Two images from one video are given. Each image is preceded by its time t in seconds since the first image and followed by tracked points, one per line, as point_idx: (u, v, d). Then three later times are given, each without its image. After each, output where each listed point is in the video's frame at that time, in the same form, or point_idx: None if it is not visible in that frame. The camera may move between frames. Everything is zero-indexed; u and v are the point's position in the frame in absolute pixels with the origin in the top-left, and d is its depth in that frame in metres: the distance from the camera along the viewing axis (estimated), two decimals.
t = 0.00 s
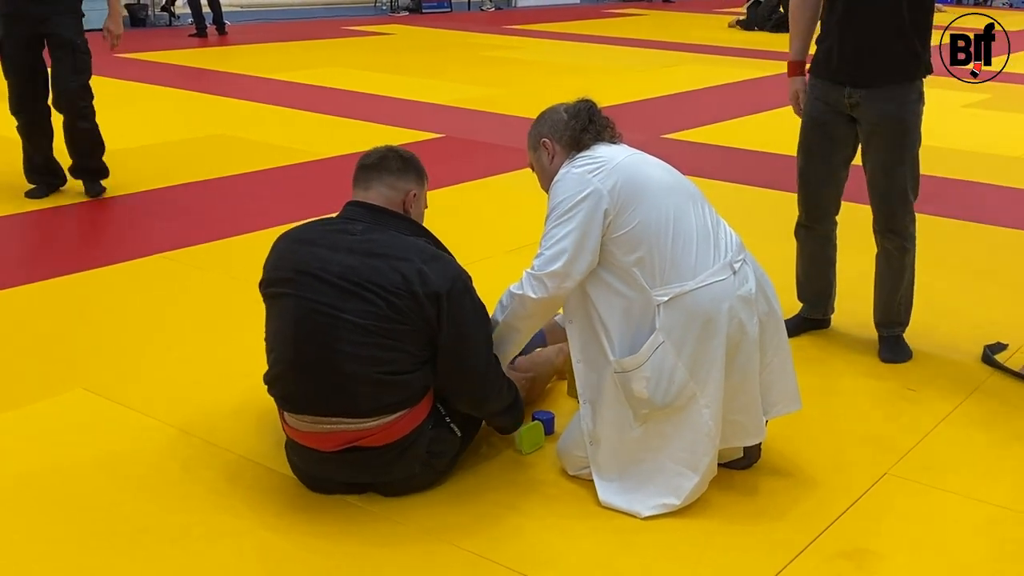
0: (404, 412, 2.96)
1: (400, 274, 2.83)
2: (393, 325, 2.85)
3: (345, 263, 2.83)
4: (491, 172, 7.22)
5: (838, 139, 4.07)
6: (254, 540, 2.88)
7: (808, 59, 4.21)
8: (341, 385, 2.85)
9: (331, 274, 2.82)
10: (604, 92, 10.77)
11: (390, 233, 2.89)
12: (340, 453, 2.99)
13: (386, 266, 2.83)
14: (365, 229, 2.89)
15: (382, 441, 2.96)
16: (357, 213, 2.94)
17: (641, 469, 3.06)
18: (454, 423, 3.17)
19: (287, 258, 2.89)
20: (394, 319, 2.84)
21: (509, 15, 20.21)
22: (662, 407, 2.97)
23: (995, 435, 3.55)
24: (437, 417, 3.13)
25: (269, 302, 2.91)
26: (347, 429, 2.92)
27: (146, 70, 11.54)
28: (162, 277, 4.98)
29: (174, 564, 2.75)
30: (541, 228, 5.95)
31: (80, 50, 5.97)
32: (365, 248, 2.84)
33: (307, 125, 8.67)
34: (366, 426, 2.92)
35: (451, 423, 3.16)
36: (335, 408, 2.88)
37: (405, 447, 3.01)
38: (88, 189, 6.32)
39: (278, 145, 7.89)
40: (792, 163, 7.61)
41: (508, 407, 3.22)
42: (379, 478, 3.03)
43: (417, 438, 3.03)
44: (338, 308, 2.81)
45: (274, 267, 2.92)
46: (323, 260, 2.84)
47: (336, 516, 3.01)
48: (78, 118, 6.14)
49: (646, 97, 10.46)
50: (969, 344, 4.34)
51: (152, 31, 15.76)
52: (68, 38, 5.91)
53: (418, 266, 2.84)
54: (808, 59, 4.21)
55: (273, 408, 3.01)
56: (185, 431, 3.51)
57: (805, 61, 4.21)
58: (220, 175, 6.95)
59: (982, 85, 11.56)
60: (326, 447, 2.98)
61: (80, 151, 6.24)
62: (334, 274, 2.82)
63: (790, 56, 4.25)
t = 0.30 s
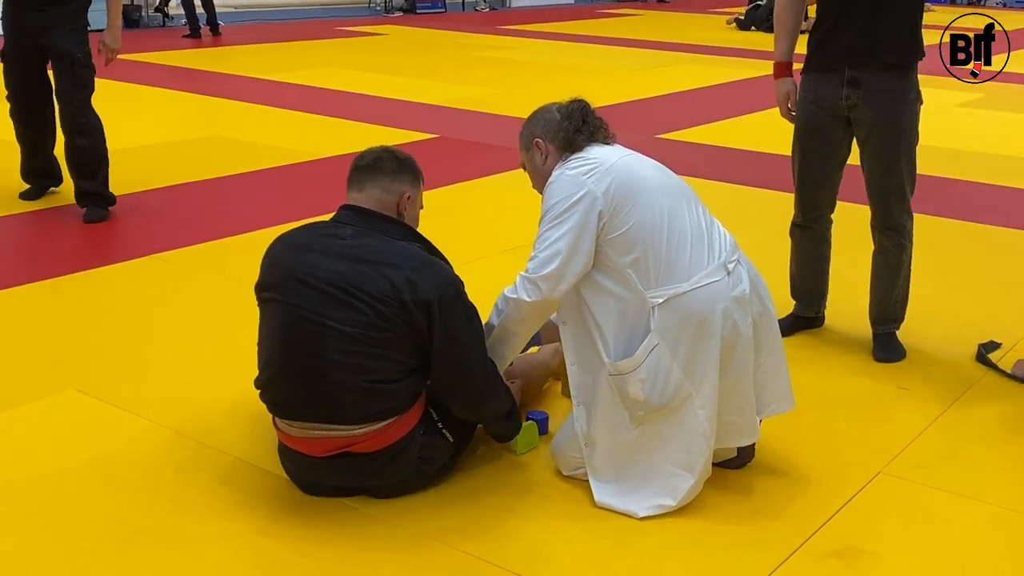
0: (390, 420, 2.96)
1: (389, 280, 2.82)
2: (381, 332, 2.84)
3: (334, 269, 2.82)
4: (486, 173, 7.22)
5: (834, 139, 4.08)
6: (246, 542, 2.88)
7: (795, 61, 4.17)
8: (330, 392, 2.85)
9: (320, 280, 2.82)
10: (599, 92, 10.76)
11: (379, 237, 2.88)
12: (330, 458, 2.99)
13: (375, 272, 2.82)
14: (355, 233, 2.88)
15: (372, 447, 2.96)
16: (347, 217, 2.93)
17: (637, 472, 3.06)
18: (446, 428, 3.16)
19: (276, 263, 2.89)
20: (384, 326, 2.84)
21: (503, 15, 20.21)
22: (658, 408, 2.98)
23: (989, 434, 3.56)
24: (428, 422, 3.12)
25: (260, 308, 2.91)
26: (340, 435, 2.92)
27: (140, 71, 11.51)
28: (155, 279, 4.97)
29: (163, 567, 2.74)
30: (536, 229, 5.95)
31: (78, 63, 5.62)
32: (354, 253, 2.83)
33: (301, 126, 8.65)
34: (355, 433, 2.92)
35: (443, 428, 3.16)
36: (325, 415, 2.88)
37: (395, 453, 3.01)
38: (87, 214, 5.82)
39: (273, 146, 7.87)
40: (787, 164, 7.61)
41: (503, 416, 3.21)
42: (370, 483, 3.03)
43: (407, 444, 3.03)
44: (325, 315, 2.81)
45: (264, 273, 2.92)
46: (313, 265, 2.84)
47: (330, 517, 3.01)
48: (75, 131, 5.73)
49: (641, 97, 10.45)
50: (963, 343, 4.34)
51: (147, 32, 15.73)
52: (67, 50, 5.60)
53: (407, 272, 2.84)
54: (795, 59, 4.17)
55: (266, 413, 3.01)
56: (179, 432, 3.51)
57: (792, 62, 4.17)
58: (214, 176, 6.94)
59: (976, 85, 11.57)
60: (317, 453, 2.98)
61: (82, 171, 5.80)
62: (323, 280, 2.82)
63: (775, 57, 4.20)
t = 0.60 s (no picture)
0: (388, 424, 2.97)
1: (381, 284, 2.82)
2: (374, 337, 2.84)
3: (325, 275, 2.82)
4: (481, 173, 7.22)
5: (829, 141, 4.09)
6: (243, 545, 2.88)
7: (787, 57, 4.19)
8: (324, 398, 2.85)
9: (312, 287, 2.82)
10: (595, 92, 10.77)
11: (370, 241, 2.88)
12: (326, 463, 3.00)
13: (366, 277, 2.82)
14: (345, 238, 2.88)
15: (367, 453, 2.97)
16: (336, 221, 2.93)
17: (636, 475, 3.07)
18: (442, 432, 3.17)
19: (268, 270, 2.89)
20: (376, 331, 2.84)
21: (499, 15, 20.22)
22: (656, 410, 2.99)
23: (983, 434, 3.56)
24: (423, 427, 3.12)
25: (253, 315, 2.92)
26: (335, 441, 2.93)
27: (136, 72, 11.50)
28: (151, 280, 4.97)
29: (159, 569, 2.75)
30: (531, 229, 5.95)
31: (81, 74, 5.53)
32: (345, 258, 2.83)
33: (297, 126, 8.65)
34: (350, 439, 2.93)
35: (438, 432, 3.16)
36: (319, 421, 2.89)
37: (390, 459, 3.01)
38: (86, 218, 5.82)
39: (268, 147, 7.87)
40: (782, 164, 7.62)
41: (494, 418, 3.21)
42: (366, 487, 3.04)
43: (403, 449, 3.03)
44: (317, 322, 2.81)
45: (255, 280, 2.92)
46: (304, 272, 2.84)
47: (327, 519, 3.02)
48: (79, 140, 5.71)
49: (636, 97, 10.46)
50: (957, 343, 4.35)
51: (143, 33, 15.72)
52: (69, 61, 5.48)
53: (399, 277, 2.84)
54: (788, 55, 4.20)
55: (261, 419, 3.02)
56: (175, 434, 3.51)
57: (784, 58, 4.20)
58: (210, 177, 6.94)
59: (971, 85, 11.58)
60: (312, 458, 2.99)
61: (81, 176, 5.77)
62: (314, 287, 2.82)
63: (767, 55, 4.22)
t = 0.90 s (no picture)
0: (382, 426, 2.97)
1: (374, 289, 2.82)
2: (368, 342, 2.84)
3: (319, 279, 2.82)
4: (478, 176, 7.22)
5: (825, 145, 4.10)
6: (239, 547, 2.88)
7: (785, 60, 4.21)
8: (318, 402, 2.85)
9: (305, 291, 2.82)
10: (591, 95, 10.78)
11: (364, 244, 2.88)
12: (320, 467, 3.00)
13: (359, 281, 2.82)
14: (338, 242, 2.88)
15: (361, 456, 2.97)
16: (330, 225, 2.93)
17: (633, 478, 3.07)
18: (437, 435, 3.16)
19: (262, 275, 2.89)
20: (371, 335, 2.84)
21: (494, 18, 20.25)
22: (653, 414, 2.99)
23: (980, 436, 3.57)
24: (418, 429, 3.12)
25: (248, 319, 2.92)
26: (329, 445, 2.93)
27: (132, 74, 11.50)
28: (148, 283, 4.97)
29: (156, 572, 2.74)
30: (528, 232, 5.95)
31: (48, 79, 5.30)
32: (339, 262, 2.83)
33: (293, 129, 8.65)
34: (342, 443, 2.93)
35: (433, 435, 3.15)
36: (313, 425, 2.88)
37: (384, 462, 3.01)
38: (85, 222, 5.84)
39: (265, 149, 7.87)
40: (778, 166, 7.62)
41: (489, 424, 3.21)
42: (360, 491, 3.04)
43: (397, 452, 3.03)
44: (311, 327, 2.81)
45: (250, 284, 2.92)
46: (298, 276, 2.84)
47: (323, 522, 3.02)
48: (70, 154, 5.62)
49: (632, 100, 10.47)
50: (953, 346, 4.36)
51: (140, 35, 15.71)
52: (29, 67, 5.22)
53: (391, 281, 2.83)
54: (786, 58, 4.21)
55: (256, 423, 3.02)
56: (171, 436, 3.51)
57: (783, 61, 4.20)
58: (208, 179, 6.94)
59: (966, 88, 11.60)
60: (306, 462, 2.99)
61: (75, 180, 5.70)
62: (308, 291, 2.82)
63: (766, 58, 4.23)
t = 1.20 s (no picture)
0: (377, 427, 2.97)
1: (366, 288, 2.82)
2: (362, 342, 2.84)
3: (311, 279, 2.83)
4: (475, 178, 7.22)
5: (822, 146, 4.10)
6: (234, 549, 2.88)
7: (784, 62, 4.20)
8: (312, 403, 2.85)
9: (298, 292, 2.82)
10: (588, 97, 10.78)
11: (356, 242, 2.88)
12: (315, 469, 3.00)
13: (352, 280, 2.82)
14: (329, 240, 2.88)
15: (355, 458, 2.97)
16: (321, 224, 2.93)
17: (631, 480, 3.07)
18: (428, 436, 3.16)
19: (256, 276, 2.90)
20: (365, 335, 2.84)
21: (491, 20, 20.26)
22: (650, 415, 3.00)
23: (976, 438, 3.57)
24: (409, 431, 3.11)
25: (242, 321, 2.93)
26: (323, 447, 2.93)
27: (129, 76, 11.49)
28: (145, 285, 4.97)
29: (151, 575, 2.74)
30: (525, 234, 5.95)
31: (33, 83, 4.87)
32: (330, 262, 2.84)
33: (290, 131, 8.65)
34: (337, 445, 2.93)
35: (425, 437, 3.15)
36: (308, 426, 2.89)
37: (378, 464, 3.01)
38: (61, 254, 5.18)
39: (262, 152, 7.87)
40: (775, 169, 7.63)
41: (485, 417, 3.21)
42: (354, 493, 3.04)
43: (389, 454, 3.03)
44: (303, 328, 2.81)
45: (244, 286, 2.93)
46: (290, 276, 2.84)
47: (319, 524, 3.02)
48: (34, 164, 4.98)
49: (630, 102, 10.47)
50: (950, 348, 4.36)
51: (138, 37, 15.70)
52: (18, 69, 4.85)
53: (383, 279, 2.83)
54: (784, 60, 4.21)
55: (251, 425, 3.02)
56: (168, 439, 3.51)
57: (781, 63, 4.21)
58: (206, 181, 6.95)
59: (963, 91, 11.62)
60: (300, 464, 2.99)
61: (48, 208, 5.08)
62: (300, 292, 2.82)
63: (765, 60, 4.24)
